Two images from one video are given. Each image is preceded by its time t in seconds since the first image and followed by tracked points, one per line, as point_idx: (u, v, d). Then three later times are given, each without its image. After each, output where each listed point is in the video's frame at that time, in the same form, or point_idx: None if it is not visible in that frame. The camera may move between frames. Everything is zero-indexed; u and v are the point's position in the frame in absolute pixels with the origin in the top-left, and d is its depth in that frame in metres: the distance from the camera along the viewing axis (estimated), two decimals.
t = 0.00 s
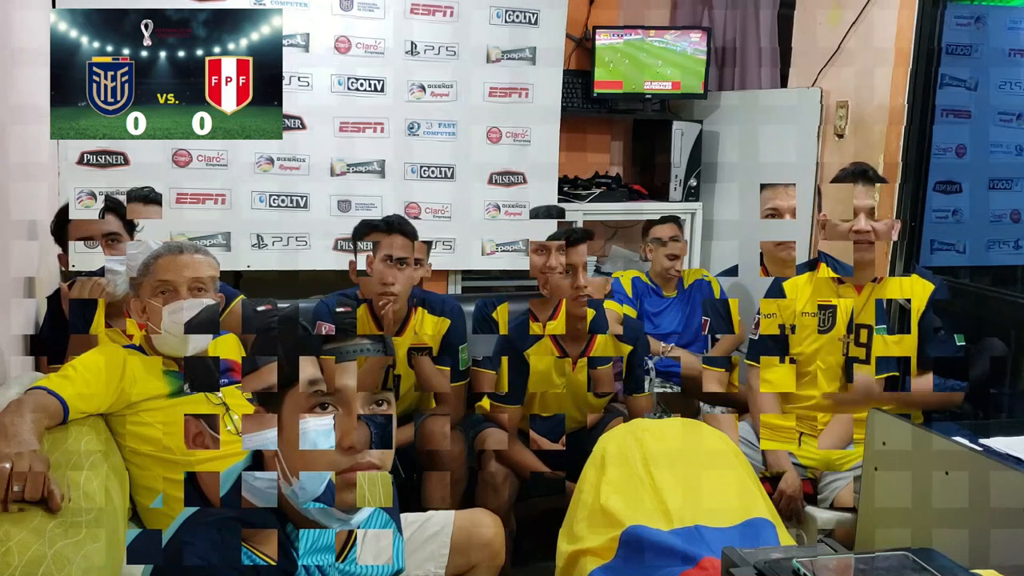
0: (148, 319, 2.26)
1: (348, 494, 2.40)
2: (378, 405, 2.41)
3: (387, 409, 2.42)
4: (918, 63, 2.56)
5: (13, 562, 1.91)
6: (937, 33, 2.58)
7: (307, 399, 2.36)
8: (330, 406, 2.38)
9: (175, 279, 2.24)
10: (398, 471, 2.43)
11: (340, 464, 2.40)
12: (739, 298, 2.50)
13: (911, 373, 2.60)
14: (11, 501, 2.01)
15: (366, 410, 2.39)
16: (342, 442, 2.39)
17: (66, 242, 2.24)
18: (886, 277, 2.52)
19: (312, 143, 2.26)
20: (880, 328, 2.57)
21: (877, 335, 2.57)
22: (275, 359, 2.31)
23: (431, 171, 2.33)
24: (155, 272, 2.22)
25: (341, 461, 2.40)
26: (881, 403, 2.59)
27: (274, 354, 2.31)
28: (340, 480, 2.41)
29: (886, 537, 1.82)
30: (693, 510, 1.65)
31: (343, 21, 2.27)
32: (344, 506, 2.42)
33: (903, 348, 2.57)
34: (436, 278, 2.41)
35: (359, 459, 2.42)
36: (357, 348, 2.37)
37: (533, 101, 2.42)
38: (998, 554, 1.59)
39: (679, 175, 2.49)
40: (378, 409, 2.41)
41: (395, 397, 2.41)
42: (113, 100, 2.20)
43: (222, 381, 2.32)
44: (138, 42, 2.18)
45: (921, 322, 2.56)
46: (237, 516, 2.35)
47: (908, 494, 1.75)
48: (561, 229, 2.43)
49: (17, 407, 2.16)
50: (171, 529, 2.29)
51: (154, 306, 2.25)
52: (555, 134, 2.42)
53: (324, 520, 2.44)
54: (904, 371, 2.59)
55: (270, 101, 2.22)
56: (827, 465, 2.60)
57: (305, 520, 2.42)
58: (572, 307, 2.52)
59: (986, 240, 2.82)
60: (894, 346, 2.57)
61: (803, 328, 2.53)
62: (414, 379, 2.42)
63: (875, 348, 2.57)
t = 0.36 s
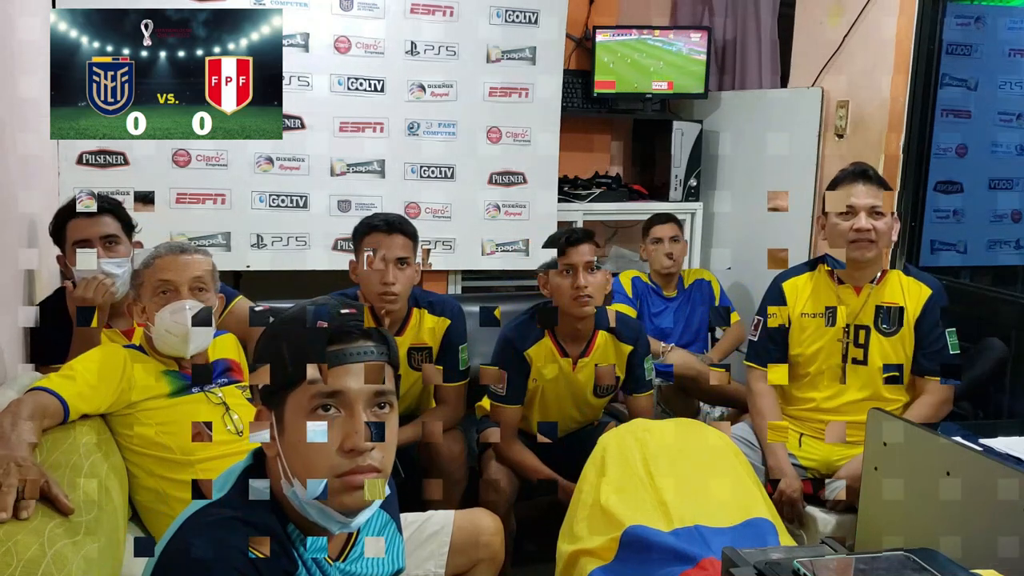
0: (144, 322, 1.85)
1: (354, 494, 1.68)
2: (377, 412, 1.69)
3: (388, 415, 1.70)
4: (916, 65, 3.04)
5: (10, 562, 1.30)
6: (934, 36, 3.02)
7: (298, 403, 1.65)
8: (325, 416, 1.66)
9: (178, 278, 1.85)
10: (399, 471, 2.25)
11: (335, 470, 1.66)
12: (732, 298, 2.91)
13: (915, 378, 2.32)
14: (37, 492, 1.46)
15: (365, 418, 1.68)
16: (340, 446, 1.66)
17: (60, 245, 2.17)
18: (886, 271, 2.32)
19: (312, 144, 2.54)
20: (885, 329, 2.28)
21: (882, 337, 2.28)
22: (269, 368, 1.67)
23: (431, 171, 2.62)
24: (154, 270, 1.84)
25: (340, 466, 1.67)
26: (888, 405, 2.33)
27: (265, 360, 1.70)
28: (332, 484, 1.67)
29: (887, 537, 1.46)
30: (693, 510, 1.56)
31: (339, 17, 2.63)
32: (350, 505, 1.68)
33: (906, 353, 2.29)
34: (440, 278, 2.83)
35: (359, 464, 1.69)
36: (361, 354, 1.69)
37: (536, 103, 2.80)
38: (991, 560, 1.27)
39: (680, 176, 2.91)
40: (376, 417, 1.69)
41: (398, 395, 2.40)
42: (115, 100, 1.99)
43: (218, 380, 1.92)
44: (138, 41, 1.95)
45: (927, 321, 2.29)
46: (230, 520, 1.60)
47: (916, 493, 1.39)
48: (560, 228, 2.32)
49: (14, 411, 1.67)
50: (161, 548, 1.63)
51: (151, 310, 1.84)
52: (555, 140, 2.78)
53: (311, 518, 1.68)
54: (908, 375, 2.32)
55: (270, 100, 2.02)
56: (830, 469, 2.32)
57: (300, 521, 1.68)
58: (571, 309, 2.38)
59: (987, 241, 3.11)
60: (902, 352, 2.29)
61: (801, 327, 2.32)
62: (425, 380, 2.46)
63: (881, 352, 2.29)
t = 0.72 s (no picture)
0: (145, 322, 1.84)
1: (367, 494, 1.14)
2: (382, 412, 1.15)
3: (399, 419, 1.18)
4: (915, 66, 3.00)
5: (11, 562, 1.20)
6: (934, 37, 2.94)
7: (299, 405, 1.13)
8: (327, 427, 1.12)
9: (179, 278, 1.86)
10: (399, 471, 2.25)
11: (341, 469, 1.13)
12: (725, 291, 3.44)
13: (912, 378, 2.27)
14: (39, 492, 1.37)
15: (375, 424, 1.13)
16: (343, 443, 1.12)
17: (61, 244, 2.18)
18: (883, 270, 2.29)
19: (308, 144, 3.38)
20: (883, 329, 2.25)
21: (880, 337, 2.25)
22: (268, 376, 1.16)
23: (431, 172, 3.51)
24: (153, 269, 1.85)
25: (346, 462, 1.13)
26: (887, 406, 2.27)
27: (262, 368, 1.18)
28: (334, 483, 1.13)
29: (891, 537, 1.45)
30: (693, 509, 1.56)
31: (339, 19, 3.33)
32: (362, 503, 1.14)
33: (903, 353, 2.25)
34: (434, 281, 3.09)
35: (369, 466, 1.13)
36: (371, 350, 1.16)
37: (534, 103, 3.58)
38: (992, 560, 1.25)
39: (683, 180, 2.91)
40: (385, 422, 1.15)
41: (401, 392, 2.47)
42: (114, 99, 1.67)
43: (218, 380, 1.94)
44: (138, 42, 1.71)
45: (925, 321, 2.24)
46: (238, 519, 1.12)
47: (916, 494, 1.38)
48: (563, 231, 2.40)
49: (15, 412, 1.55)
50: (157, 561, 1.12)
51: (150, 311, 1.83)
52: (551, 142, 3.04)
53: (314, 514, 1.16)
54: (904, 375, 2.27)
55: (270, 101, 1.70)
56: (829, 470, 2.26)
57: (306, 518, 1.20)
58: (570, 309, 2.33)
59: (987, 241, 2.98)
60: (900, 351, 2.25)
61: (798, 328, 2.32)
62: (428, 377, 2.49)
63: (880, 352, 2.25)
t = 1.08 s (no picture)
0: (145, 322, 1.84)
1: (372, 490, 1.14)
2: (385, 408, 1.15)
3: (402, 416, 1.18)
4: (915, 68, 2.99)
5: (10, 562, 1.19)
6: (934, 37, 2.94)
7: (302, 404, 1.13)
8: (331, 425, 1.12)
9: (179, 278, 1.86)
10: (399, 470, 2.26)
11: (346, 465, 1.12)
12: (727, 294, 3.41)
13: (911, 377, 2.27)
14: (39, 492, 1.37)
15: (378, 420, 1.13)
16: (347, 440, 1.12)
17: (61, 244, 2.18)
18: (882, 270, 2.29)
19: (311, 144, 3.38)
20: (883, 330, 2.25)
21: (879, 337, 2.25)
22: (271, 376, 1.16)
23: (433, 172, 3.52)
24: (153, 269, 1.85)
25: (349, 460, 1.12)
26: (887, 407, 2.28)
27: (265, 369, 1.18)
28: (339, 480, 1.12)
29: (892, 537, 1.45)
30: (693, 510, 1.56)
31: (340, 19, 3.33)
32: (367, 501, 1.14)
33: (903, 353, 2.25)
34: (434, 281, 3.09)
35: (373, 462, 1.13)
36: (373, 348, 1.16)
37: (534, 103, 3.58)
38: (992, 560, 1.25)
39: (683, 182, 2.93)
40: (388, 418, 1.15)
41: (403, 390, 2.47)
42: (114, 99, 1.67)
43: (219, 380, 1.95)
44: (138, 41, 1.70)
45: (924, 321, 2.24)
46: (243, 517, 1.12)
47: (916, 494, 1.38)
48: (563, 232, 2.40)
49: (15, 412, 1.54)
50: (160, 562, 1.11)
51: (150, 311, 1.83)
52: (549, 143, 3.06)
53: (319, 511, 1.15)
54: (904, 375, 2.27)
55: (270, 101, 1.71)
56: (829, 471, 2.26)
57: (310, 516, 1.20)
58: (570, 309, 2.33)
59: (987, 241, 2.97)
60: (899, 351, 2.25)
61: (798, 329, 2.32)
62: (428, 377, 2.49)
63: (880, 352, 2.25)
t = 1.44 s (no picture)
0: (145, 323, 1.84)
1: (375, 490, 1.14)
2: (389, 408, 1.15)
3: (405, 415, 1.18)
4: (915, 68, 3.00)
5: (10, 562, 1.19)
6: (933, 38, 2.94)
7: (307, 402, 1.13)
8: (336, 424, 1.12)
9: (180, 278, 1.86)
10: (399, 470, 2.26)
11: (351, 464, 1.12)
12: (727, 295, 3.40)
13: (911, 377, 2.27)
14: (40, 492, 1.37)
15: (383, 420, 1.13)
16: (352, 440, 1.12)
17: (63, 242, 2.18)
18: (882, 269, 2.29)
19: (311, 144, 3.38)
20: (883, 329, 2.25)
21: (879, 336, 2.25)
22: (275, 375, 1.16)
23: (433, 172, 3.52)
24: (154, 269, 1.85)
25: (354, 459, 1.12)
26: (887, 406, 2.27)
27: (268, 369, 1.18)
28: (343, 479, 1.12)
29: (892, 537, 1.45)
30: (694, 510, 1.56)
31: (340, 19, 3.33)
32: (370, 500, 1.14)
33: (903, 353, 2.25)
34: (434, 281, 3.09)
35: (378, 462, 1.13)
36: (377, 347, 1.16)
37: (534, 103, 3.58)
38: (993, 560, 1.25)
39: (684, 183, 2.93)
40: (392, 418, 1.15)
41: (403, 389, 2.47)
42: (114, 99, 1.67)
43: (219, 380, 1.95)
44: (138, 41, 1.70)
45: (925, 320, 2.24)
46: (246, 517, 1.11)
47: (917, 494, 1.38)
48: (563, 232, 2.40)
49: (15, 412, 1.54)
50: (162, 562, 1.11)
51: (150, 311, 1.83)
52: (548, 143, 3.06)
53: (322, 511, 1.15)
54: (904, 374, 2.27)
55: (270, 101, 1.71)
56: (829, 471, 2.26)
57: (313, 516, 1.20)
58: (570, 310, 2.33)
59: (987, 241, 2.97)
60: (899, 351, 2.25)
61: (798, 328, 2.32)
62: (428, 377, 2.49)
63: (880, 351, 2.25)
